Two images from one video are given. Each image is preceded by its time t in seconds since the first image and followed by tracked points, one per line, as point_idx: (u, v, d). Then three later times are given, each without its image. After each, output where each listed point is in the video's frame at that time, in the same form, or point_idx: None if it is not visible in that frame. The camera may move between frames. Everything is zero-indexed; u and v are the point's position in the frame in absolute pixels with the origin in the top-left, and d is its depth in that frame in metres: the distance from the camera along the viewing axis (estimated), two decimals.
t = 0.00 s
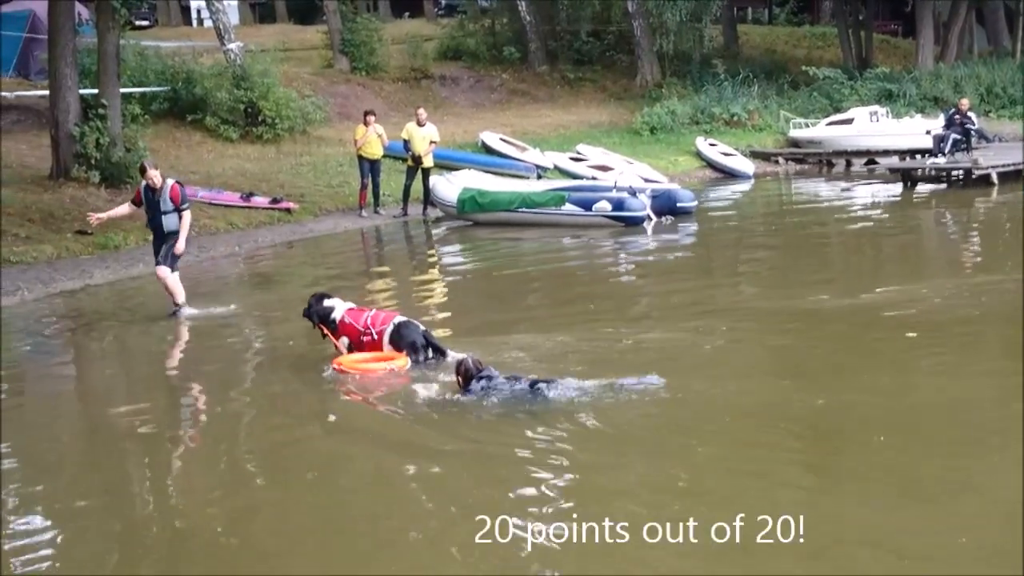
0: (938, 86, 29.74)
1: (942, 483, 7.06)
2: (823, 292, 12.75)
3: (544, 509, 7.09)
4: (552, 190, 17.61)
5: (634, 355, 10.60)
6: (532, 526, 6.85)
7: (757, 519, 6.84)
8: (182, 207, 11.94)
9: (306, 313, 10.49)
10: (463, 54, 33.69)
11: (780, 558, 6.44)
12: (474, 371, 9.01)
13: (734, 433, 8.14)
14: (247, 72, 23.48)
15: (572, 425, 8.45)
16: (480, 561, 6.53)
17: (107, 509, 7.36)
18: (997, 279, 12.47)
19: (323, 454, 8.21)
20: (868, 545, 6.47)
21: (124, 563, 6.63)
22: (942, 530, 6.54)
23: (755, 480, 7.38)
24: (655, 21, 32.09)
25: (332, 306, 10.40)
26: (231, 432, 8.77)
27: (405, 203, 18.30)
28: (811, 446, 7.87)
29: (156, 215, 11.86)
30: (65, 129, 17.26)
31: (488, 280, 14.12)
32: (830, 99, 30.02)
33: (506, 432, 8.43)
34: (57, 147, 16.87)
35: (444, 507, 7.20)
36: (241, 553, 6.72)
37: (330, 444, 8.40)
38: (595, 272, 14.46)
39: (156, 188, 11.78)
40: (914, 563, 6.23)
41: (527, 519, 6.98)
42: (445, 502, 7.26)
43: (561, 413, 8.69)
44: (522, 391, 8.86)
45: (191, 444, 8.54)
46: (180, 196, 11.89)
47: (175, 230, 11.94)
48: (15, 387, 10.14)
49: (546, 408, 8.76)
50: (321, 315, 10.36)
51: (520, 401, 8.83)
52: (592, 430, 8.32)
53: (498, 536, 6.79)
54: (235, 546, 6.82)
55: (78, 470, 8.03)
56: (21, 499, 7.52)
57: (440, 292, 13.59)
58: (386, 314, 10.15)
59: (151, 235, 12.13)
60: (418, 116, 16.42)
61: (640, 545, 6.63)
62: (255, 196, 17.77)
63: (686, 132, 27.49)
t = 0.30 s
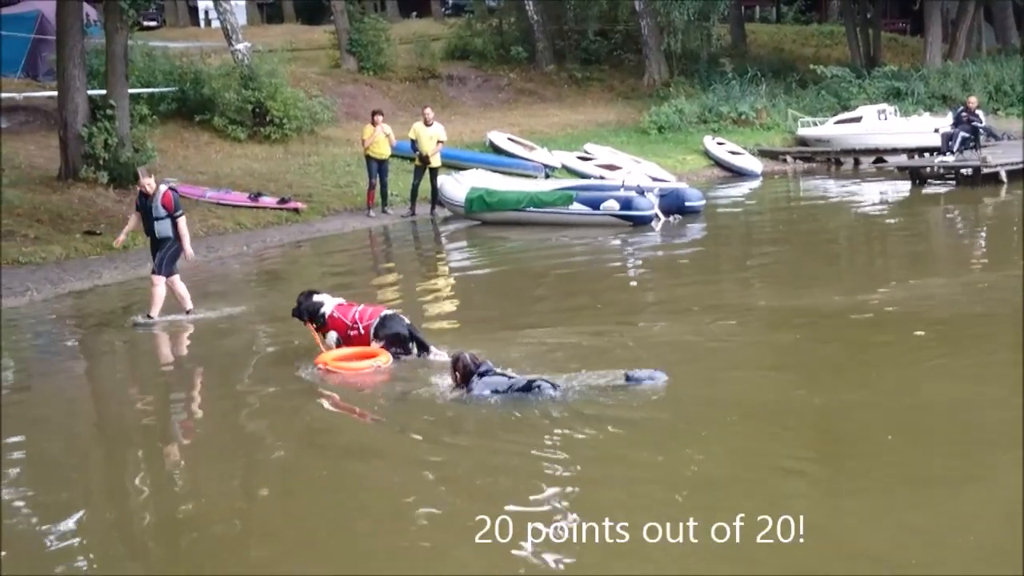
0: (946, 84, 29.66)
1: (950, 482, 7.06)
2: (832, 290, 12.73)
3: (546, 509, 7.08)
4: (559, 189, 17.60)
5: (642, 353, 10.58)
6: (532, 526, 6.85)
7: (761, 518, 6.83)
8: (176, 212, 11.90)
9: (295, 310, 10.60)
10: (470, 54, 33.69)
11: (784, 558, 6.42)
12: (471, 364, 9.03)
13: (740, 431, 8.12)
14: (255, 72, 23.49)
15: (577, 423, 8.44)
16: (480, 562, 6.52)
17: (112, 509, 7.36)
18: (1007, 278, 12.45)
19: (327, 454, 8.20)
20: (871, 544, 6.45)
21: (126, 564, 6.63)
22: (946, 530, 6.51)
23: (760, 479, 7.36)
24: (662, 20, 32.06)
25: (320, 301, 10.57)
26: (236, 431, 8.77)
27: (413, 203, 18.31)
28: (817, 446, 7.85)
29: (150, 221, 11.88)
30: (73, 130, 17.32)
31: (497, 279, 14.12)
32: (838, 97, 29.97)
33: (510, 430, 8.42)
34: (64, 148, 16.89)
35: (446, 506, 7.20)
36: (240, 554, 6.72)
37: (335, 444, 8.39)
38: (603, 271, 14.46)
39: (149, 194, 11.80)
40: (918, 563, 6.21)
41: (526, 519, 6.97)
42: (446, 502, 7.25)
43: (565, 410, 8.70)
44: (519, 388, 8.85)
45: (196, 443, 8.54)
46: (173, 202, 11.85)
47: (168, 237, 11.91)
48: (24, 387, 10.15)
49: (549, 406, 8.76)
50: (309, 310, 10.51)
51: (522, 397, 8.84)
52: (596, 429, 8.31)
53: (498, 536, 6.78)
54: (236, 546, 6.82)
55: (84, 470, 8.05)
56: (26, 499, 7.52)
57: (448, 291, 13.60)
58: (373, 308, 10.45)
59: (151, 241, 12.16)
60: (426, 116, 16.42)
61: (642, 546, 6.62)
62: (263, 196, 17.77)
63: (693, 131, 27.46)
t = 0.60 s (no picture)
0: (955, 83, 29.62)
1: (953, 484, 7.06)
2: (841, 291, 12.70)
3: (545, 509, 7.09)
4: (568, 190, 17.58)
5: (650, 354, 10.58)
6: (533, 525, 6.86)
7: (764, 518, 6.82)
8: (165, 216, 11.83)
9: (280, 309, 10.64)
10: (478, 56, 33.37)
11: (788, 558, 6.42)
12: (475, 370, 9.10)
13: (745, 432, 8.12)
14: (264, 74, 23.53)
15: (582, 425, 8.46)
16: (481, 562, 6.53)
17: (118, 509, 7.39)
18: (1016, 278, 12.42)
19: (332, 455, 8.22)
20: (875, 544, 6.45)
21: (130, 564, 6.65)
22: (950, 532, 6.50)
23: (765, 479, 7.36)
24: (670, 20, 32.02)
25: (306, 299, 10.62)
26: (241, 433, 8.79)
27: (422, 204, 18.31)
28: (823, 446, 7.84)
29: (139, 224, 11.85)
30: (83, 132, 17.41)
31: (505, 280, 14.12)
32: (847, 97, 29.91)
33: (516, 432, 8.43)
34: (74, 150, 17.08)
35: (448, 507, 7.21)
36: (243, 555, 6.74)
37: (341, 445, 8.41)
38: (613, 271, 14.44)
39: (140, 197, 11.81)
40: (922, 564, 6.20)
41: (527, 519, 6.98)
42: (448, 502, 7.27)
43: (572, 412, 8.74)
44: (530, 391, 9.02)
45: (203, 444, 8.57)
46: (162, 206, 11.79)
47: (154, 240, 11.83)
48: (34, 388, 10.19)
49: (558, 407, 8.82)
50: (294, 310, 10.56)
51: (532, 396, 8.97)
52: (601, 430, 8.32)
53: (499, 536, 6.79)
54: (239, 546, 6.84)
55: (91, 471, 8.08)
56: (33, 499, 7.56)
57: (456, 293, 13.59)
58: (358, 307, 10.46)
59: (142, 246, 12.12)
60: (434, 117, 16.40)
61: (644, 545, 6.63)
62: (272, 197, 17.80)
63: (702, 131, 27.42)
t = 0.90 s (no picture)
0: (965, 86, 29.62)
1: (956, 485, 7.04)
2: (849, 294, 12.67)
3: (546, 509, 7.10)
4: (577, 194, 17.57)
5: (661, 358, 10.57)
6: (533, 525, 6.86)
7: (767, 518, 6.84)
8: (162, 219, 11.79)
9: (263, 312, 10.78)
10: (487, 59, 33.58)
11: (790, 557, 6.43)
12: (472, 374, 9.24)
13: (751, 436, 8.11)
14: (273, 79, 23.55)
15: (589, 427, 8.46)
16: (481, 561, 6.54)
17: (123, 510, 7.41)
18: None
19: (337, 457, 8.23)
20: (876, 544, 6.45)
21: (132, 562, 6.68)
22: (952, 532, 6.49)
23: (770, 482, 7.36)
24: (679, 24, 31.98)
25: (287, 303, 10.72)
26: (247, 435, 8.80)
27: (430, 208, 18.30)
28: (828, 448, 7.83)
29: (137, 227, 11.83)
30: (92, 136, 17.43)
31: (514, 284, 14.11)
32: (856, 101, 29.85)
33: (521, 433, 8.43)
34: (83, 154, 17.16)
35: (450, 508, 7.22)
36: (244, 555, 6.75)
37: (346, 447, 8.41)
38: (622, 275, 14.42)
39: (138, 200, 11.80)
40: (925, 563, 6.19)
41: (528, 520, 6.98)
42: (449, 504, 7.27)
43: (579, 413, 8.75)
44: (535, 393, 9.09)
45: (209, 447, 8.58)
46: (159, 209, 11.75)
47: (151, 243, 11.79)
48: (43, 392, 10.20)
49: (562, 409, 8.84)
50: (276, 313, 10.66)
51: (536, 398, 9.02)
52: (607, 433, 8.31)
53: (499, 536, 6.80)
54: (241, 547, 6.85)
55: (98, 472, 8.10)
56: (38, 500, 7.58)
57: (466, 298, 13.55)
58: (336, 310, 10.58)
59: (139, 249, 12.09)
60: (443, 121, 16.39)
61: (644, 545, 6.63)
62: (281, 202, 17.82)
63: (711, 135, 27.39)
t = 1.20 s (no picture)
0: (974, 90, 29.54)
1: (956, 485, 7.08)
2: (857, 298, 12.66)
3: (546, 510, 7.18)
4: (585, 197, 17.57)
5: (668, 361, 10.61)
6: (533, 525, 6.93)
7: (767, 518, 6.88)
8: (159, 225, 11.75)
9: (251, 309, 10.72)
10: (495, 63, 33.63)
11: (790, 559, 6.48)
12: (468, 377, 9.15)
13: (754, 439, 8.17)
14: (281, 83, 23.60)
15: (595, 429, 8.53)
16: (482, 562, 6.63)
17: (130, 509, 7.49)
18: None
19: (343, 458, 8.31)
20: (874, 546, 6.52)
21: (138, 561, 6.77)
22: (949, 531, 6.54)
23: (771, 483, 7.43)
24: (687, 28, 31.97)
25: (276, 301, 10.69)
26: (255, 437, 8.88)
27: (439, 211, 18.32)
28: (832, 451, 7.88)
29: (134, 233, 11.77)
30: (102, 140, 17.42)
31: (522, 288, 14.12)
32: (864, 104, 29.82)
33: (526, 435, 8.49)
34: (94, 159, 17.23)
35: (453, 508, 7.30)
36: (248, 554, 6.83)
37: (353, 448, 8.48)
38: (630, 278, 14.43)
39: (134, 206, 11.72)
40: (923, 564, 6.25)
41: (527, 520, 7.06)
42: (452, 505, 7.35)
43: (585, 416, 8.78)
44: (531, 393, 9.09)
45: (217, 448, 8.67)
46: (156, 215, 11.70)
47: (150, 249, 11.77)
48: (53, 394, 10.28)
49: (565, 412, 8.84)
50: (266, 311, 10.63)
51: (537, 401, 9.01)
52: (612, 435, 8.38)
53: (499, 536, 6.88)
54: (246, 546, 6.94)
55: (107, 472, 8.19)
56: (47, 498, 7.66)
57: (475, 302, 13.52)
58: (328, 308, 10.57)
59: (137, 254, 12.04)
60: (452, 125, 16.41)
61: (643, 545, 6.69)
62: (290, 206, 17.87)
63: (719, 138, 27.39)
